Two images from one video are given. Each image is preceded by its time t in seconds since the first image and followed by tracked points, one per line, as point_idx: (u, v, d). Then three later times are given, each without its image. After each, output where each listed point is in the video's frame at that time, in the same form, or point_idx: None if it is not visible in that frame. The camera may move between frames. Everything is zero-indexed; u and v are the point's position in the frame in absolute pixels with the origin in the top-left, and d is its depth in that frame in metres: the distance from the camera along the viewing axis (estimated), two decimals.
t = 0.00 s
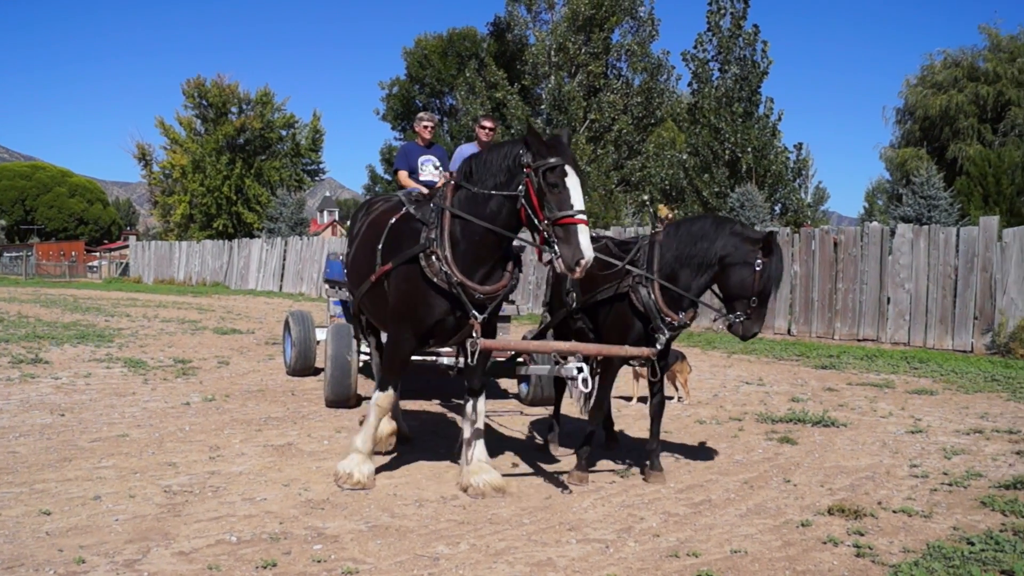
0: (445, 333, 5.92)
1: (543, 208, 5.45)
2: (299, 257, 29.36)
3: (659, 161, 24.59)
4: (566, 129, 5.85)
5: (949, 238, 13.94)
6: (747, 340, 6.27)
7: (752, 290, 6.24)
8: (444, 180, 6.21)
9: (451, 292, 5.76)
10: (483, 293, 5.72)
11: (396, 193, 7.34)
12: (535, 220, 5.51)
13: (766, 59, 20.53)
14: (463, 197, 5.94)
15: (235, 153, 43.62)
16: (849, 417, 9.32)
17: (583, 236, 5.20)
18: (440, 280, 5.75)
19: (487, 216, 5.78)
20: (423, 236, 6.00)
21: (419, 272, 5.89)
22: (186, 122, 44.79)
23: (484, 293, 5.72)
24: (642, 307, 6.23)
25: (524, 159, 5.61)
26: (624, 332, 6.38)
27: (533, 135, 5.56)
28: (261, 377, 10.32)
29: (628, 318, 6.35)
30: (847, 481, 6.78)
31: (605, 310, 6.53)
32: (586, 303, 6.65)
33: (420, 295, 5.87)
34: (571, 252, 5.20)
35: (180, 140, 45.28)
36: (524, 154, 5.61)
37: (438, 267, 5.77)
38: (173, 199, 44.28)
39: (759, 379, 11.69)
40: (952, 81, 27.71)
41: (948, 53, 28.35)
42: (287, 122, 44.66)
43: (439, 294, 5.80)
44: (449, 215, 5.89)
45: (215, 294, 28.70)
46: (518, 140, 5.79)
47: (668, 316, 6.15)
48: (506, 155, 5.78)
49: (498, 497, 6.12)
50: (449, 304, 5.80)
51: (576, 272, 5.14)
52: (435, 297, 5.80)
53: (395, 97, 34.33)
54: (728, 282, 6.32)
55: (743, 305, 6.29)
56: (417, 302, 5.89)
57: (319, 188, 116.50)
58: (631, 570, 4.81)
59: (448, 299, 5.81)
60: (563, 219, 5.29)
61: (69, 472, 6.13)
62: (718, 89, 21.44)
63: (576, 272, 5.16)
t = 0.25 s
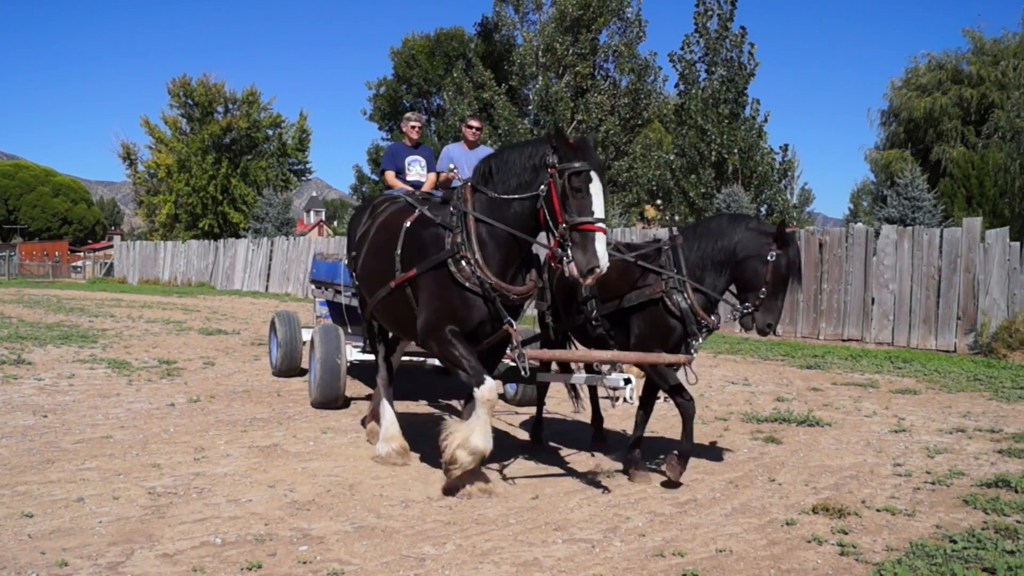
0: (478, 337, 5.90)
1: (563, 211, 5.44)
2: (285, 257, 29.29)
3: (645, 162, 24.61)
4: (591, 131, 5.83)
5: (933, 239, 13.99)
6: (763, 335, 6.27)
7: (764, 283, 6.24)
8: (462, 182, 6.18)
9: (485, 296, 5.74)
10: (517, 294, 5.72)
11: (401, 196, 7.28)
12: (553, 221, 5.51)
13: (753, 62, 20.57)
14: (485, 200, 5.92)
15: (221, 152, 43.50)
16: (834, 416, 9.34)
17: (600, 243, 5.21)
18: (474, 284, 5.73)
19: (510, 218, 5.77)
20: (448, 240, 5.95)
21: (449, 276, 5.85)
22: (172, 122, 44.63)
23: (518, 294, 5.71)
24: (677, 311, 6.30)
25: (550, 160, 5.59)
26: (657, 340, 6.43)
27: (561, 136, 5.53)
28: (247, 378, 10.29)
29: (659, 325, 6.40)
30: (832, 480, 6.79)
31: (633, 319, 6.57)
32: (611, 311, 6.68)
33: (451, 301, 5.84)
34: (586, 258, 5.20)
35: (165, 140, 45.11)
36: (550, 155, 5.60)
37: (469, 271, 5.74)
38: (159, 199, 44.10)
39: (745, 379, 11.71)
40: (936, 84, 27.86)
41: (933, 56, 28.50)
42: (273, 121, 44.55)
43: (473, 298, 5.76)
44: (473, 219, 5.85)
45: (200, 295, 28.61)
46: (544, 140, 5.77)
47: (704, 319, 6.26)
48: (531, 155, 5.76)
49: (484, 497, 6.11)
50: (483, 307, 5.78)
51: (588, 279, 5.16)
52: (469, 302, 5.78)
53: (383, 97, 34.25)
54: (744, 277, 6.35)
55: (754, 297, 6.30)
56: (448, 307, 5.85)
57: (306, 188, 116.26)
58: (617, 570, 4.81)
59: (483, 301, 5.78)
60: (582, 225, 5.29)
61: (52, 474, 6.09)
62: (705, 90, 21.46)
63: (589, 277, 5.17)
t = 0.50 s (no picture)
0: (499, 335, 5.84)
1: (576, 198, 5.44)
2: (265, 257, 29.18)
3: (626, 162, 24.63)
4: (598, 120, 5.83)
5: (910, 239, 14.06)
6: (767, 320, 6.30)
7: (764, 266, 6.27)
8: (475, 180, 6.14)
9: (507, 291, 5.68)
10: (539, 289, 5.68)
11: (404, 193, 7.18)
12: (566, 211, 5.52)
13: (734, 62, 20.63)
14: (499, 194, 5.91)
15: (201, 151, 43.33)
16: (813, 415, 9.37)
17: (615, 228, 5.22)
18: (495, 279, 5.66)
19: (525, 212, 5.75)
20: (465, 236, 5.88)
21: (470, 273, 5.78)
22: (151, 120, 44.38)
23: (539, 288, 5.68)
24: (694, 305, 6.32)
25: (559, 150, 5.58)
26: (676, 337, 6.46)
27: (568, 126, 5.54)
28: (226, 378, 10.23)
29: (676, 323, 6.43)
30: (811, 478, 6.81)
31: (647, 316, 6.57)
32: (625, 310, 6.64)
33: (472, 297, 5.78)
34: (601, 243, 5.21)
35: (144, 138, 44.85)
36: (559, 144, 5.59)
37: (490, 266, 5.68)
38: (138, 198, 43.84)
39: (725, 378, 11.74)
40: (915, 86, 28.05)
41: (911, 57, 28.70)
42: (254, 120, 44.37)
43: (498, 295, 5.71)
44: (489, 214, 5.82)
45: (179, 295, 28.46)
46: (553, 132, 5.76)
47: (720, 312, 6.31)
48: (539, 146, 5.74)
49: (465, 498, 6.09)
50: (506, 303, 5.72)
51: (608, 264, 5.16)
52: (491, 298, 5.71)
53: (364, 96, 34.12)
54: (747, 262, 6.37)
55: (757, 282, 6.35)
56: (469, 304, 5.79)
57: (285, 186, 115.76)
58: (598, 569, 4.80)
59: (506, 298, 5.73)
60: (596, 211, 5.30)
61: (29, 476, 6.03)
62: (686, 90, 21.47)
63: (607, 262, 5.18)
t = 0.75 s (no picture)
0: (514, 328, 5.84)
1: (586, 187, 5.50)
2: (240, 256, 29.02)
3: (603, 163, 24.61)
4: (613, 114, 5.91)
5: (884, 239, 14.14)
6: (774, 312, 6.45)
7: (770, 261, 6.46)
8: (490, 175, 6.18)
9: (525, 283, 5.67)
10: (555, 282, 5.71)
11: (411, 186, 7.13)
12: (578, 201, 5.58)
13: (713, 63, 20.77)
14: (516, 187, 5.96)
15: (176, 149, 43.07)
16: (786, 412, 9.41)
17: (624, 215, 5.26)
18: (514, 271, 5.65)
19: (541, 204, 5.80)
20: (482, 227, 5.87)
21: (487, 264, 5.76)
22: (125, 117, 44.04)
23: (556, 281, 5.72)
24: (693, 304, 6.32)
25: (572, 141, 5.65)
26: (673, 335, 6.46)
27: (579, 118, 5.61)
28: (199, 379, 10.15)
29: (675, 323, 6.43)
30: (784, 475, 6.83)
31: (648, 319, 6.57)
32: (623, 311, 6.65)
33: (489, 289, 5.76)
34: (611, 230, 5.25)
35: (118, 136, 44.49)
36: (572, 135, 5.66)
37: (509, 257, 5.67)
38: (111, 196, 43.46)
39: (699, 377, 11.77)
40: (888, 87, 28.26)
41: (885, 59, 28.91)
42: (230, 117, 44.12)
43: (516, 286, 5.69)
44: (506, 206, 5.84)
45: (154, 295, 28.25)
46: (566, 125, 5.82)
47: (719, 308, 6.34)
48: (555, 140, 5.81)
49: (441, 497, 6.07)
50: (523, 296, 5.72)
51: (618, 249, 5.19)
52: (509, 291, 5.70)
53: (341, 94, 33.93)
54: (750, 260, 6.53)
55: (762, 277, 6.51)
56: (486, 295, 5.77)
57: (262, 183, 115.23)
58: (573, 567, 4.79)
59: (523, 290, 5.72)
60: (606, 199, 5.35)
61: None
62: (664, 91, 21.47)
63: (617, 248, 5.20)
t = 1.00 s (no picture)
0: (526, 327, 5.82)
1: (599, 191, 5.49)
2: (210, 255, 28.84)
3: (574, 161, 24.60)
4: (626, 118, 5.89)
5: (853, 237, 14.24)
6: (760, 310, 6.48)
7: (757, 259, 6.48)
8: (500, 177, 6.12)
9: (539, 285, 5.65)
10: (569, 283, 5.71)
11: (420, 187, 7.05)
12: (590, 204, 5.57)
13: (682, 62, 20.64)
14: (528, 188, 5.91)
15: (144, 147, 42.76)
16: (758, 410, 9.45)
17: (635, 222, 5.24)
18: (528, 272, 5.62)
19: (555, 206, 5.77)
20: (496, 228, 5.82)
21: (501, 264, 5.72)
22: (93, 114, 43.62)
23: (570, 282, 5.71)
24: (683, 304, 6.36)
25: (587, 145, 5.62)
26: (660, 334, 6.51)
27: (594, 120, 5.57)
28: (168, 379, 10.06)
29: (665, 323, 6.48)
30: (756, 472, 6.85)
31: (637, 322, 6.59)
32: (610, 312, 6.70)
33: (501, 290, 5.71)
34: (621, 236, 5.24)
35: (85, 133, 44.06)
36: (587, 139, 5.63)
37: (523, 259, 5.64)
38: (79, 195, 43.04)
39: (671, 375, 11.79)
40: (857, 88, 28.49)
41: (854, 59, 29.14)
42: (199, 115, 43.81)
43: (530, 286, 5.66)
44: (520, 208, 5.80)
45: (122, 294, 28.00)
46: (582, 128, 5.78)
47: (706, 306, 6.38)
48: (569, 142, 5.78)
49: (414, 497, 6.03)
50: (536, 297, 5.71)
51: (625, 256, 5.20)
52: (522, 292, 5.68)
53: (312, 92, 33.70)
54: (736, 258, 6.56)
55: (749, 275, 6.52)
56: (497, 295, 5.72)
57: (233, 182, 114.57)
58: (546, 566, 4.77)
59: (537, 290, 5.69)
60: (618, 204, 5.34)
61: None
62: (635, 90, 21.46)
63: (625, 255, 5.21)
